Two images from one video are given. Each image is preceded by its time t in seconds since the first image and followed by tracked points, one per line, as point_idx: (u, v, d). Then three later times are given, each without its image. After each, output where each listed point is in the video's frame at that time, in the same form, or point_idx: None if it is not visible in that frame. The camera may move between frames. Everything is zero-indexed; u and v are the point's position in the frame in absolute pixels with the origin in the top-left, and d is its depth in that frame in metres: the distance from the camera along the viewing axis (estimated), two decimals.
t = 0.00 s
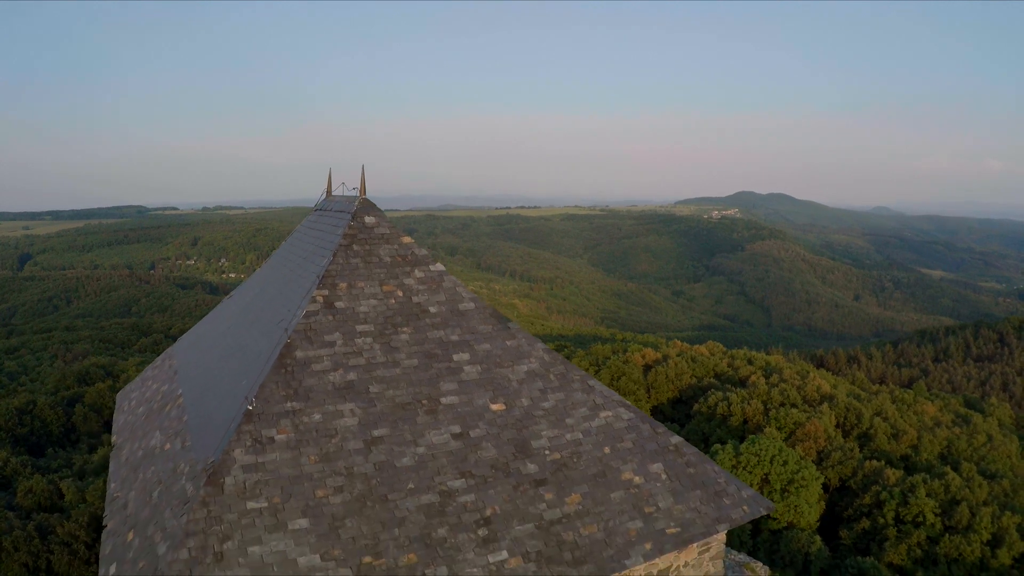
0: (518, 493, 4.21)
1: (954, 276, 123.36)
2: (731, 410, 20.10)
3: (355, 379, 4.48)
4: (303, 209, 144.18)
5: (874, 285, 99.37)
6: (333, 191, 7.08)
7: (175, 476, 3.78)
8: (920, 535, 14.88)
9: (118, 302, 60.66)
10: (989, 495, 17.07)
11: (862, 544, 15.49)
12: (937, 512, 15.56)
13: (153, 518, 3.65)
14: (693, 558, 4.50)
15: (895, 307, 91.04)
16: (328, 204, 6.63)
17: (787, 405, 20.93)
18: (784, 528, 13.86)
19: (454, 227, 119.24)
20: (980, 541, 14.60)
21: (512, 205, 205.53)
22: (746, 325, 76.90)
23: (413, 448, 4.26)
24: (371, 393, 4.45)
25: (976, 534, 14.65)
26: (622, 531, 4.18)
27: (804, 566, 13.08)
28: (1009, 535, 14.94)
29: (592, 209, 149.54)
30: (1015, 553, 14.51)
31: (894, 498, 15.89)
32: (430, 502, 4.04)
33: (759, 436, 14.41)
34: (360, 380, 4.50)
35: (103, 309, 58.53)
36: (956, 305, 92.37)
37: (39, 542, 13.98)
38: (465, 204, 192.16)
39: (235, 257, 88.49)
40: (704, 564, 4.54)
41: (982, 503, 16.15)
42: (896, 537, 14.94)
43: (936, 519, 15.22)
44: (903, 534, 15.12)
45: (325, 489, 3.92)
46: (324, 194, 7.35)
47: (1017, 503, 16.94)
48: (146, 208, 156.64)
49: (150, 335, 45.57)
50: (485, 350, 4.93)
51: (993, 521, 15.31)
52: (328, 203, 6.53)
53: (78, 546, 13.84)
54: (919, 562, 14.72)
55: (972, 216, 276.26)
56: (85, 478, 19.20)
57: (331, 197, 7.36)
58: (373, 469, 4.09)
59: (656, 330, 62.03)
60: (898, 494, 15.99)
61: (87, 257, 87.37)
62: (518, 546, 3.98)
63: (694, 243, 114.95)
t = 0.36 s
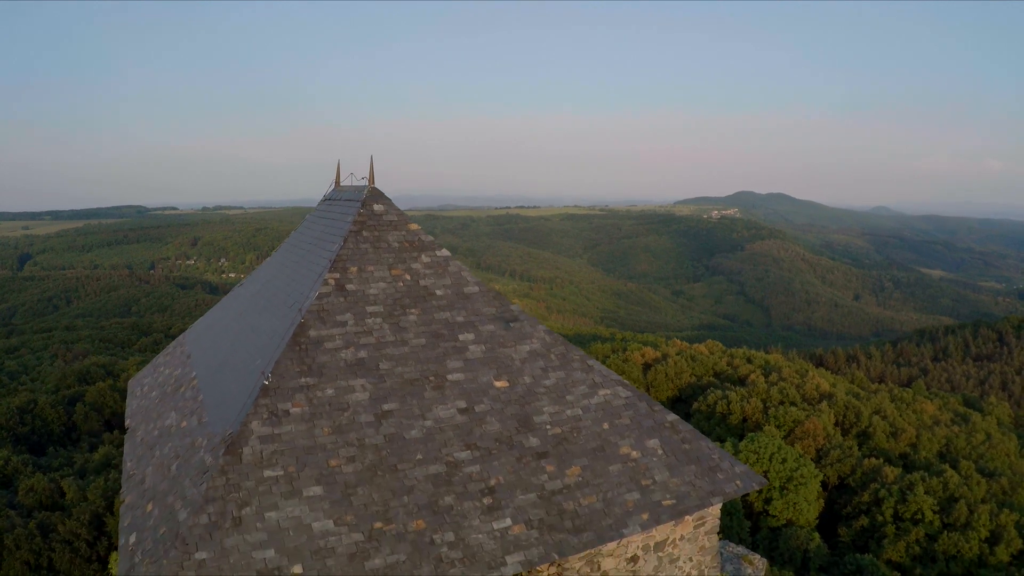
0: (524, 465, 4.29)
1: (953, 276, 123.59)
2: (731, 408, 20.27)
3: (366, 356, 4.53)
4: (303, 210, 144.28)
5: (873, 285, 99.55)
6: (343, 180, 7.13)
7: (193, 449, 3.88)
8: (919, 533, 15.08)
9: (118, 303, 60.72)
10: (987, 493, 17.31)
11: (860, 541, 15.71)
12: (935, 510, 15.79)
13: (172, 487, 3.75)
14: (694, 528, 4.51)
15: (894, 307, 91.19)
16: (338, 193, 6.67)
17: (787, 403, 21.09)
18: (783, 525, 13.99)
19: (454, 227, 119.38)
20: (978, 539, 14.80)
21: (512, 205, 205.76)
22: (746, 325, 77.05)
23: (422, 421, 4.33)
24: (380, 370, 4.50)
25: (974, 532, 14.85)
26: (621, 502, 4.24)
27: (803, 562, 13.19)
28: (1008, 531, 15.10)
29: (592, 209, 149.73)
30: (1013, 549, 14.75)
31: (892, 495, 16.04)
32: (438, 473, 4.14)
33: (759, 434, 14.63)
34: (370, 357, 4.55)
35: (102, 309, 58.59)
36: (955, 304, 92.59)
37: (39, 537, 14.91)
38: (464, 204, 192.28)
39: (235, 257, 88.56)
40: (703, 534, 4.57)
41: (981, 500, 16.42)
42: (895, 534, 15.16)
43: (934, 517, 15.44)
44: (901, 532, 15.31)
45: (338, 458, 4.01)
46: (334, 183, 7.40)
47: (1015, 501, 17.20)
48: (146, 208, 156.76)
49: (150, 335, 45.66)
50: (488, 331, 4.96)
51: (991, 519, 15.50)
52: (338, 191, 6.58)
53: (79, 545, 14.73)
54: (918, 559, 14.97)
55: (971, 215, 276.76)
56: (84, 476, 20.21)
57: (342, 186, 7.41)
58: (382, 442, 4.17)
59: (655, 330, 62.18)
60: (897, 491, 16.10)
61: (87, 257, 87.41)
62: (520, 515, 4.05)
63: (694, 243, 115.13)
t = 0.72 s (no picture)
0: (529, 438, 4.16)
1: (952, 276, 123.89)
2: (731, 407, 20.51)
3: (376, 336, 4.45)
4: (302, 210, 144.36)
5: (873, 285, 99.77)
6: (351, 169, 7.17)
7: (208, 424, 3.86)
8: (917, 530, 15.27)
9: (118, 303, 60.82)
10: (986, 491, 17.52)
11: (859, 539, 15.93)
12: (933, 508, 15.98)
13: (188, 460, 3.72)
14: (689, 504, 4.67)
15: (894, 307, 91.45)
16: (347, 181, 6.70)
17: (785, 401, 21.30)
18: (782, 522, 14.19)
19: (454, 227, 119.61)
20: (977, 536, 14.93)
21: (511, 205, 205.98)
22: (745, 325, 77.24)
23: (428, 396, 4.22)
24: (387, 348, 4.39)
25: (972, 529, 15.00)
26: (625, 476, 4.14)
27: (802, 559, 13.39)
28: (1006, 528, 15.13)
29: (592, 209, 150.00)
30: (1011, 546, 14.74)
31: (891, 493, 16.20)
32: (444, 445, 4.01)
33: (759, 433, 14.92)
34: (380, 336, 4.46)
35: (102, 309, 58.70)
36: (954, 304, 92.85)
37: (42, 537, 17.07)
38: (464, 203, 192.55)
39: (235, 257, 88.71)
40: (696, 508, 4.72)
41: (978, 498, 16.37)
42: (893, 532, 15.36)
43: (932, 515, 15.64)
44: (900, 529, 15.51)
45: (349, 431, 3.92)
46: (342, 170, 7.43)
47: (1014, 498, 17.37)
48: (146, 209, 156.94)
49: (150, 335, 45.77)
50: (490, 313, 4.85)
51: (990, 515, 15.54)
52: (346, 180, 6.61)
53: (78, 543, 17.36)
54: (917, 556, 15.15)
55: (969, 215, 277.51)
56: (84, 474, 22.64)
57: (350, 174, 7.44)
58: (391, 415, 4.06)
59: (655, 330, 62.38)
60: (895, 489, 16.29)
61: (87, 257, 87.53)
62: (522, 485, 3.94)
63: (693, 243, 115.37)
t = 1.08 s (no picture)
0: (532, 414, 4.27)
1: (951, 276, 124.31)
2: (729, 405, 20.59)
3: (383, 317, 4.50)
4: (301, 210, 144.42)
5: (872, 285, 100.07)
6: (357, 162, 7.35)
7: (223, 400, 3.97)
8: (915, 527, 15.29)
9: (118, 303, 60.87)
10: (984, 489, 17.75)
11: (857, 536, 15.89)
12: (931, 505, 16.06)
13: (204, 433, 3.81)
14: (684, 481, 4.86)
15: (893, 307, 91.71)
16: (353, 173, 6.87)
17: (784, 400, 21.46)
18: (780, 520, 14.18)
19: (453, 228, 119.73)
20: (975, 534, 15.01)
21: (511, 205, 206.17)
22: (744, 325, 77.42)
23: (434, 372, 4.30)
24: (395, 328, 4.46)
25: (970, 527, 15.13)
26: (623, 450, 4.30)
27: (800, 557, 13.23)
28: (1003, 526, 15.57)
29: (591, 210, 150.26)
30: (1009, 544, 15.13)
31: (888, 490, 16.38)
32: (450, 420, 4.09)
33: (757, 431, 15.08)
34: (387, 318, 4.52)
35: (102, 309, 58.78)
36: (954, 304, 93.17)
37: (42, 536, 17.52)
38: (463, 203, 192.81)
39: (234, 257, 88.75)
40: (692, 485, 4.90)
41: (976, 496, 16.84)
42: (891, 530, 15.30)
43: (930, 512, 15.74)
44: (898, 527, 15.53)
45: (359, 405, 3.98)
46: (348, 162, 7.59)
47: (1011, 496, 17.60)
48: (146, 209, 156.97)
49: (150, 335, 45.87)
50: (493, 297, 4.95)
51: (987, 514, 15.97)
52: (352, 172, 6.77)
53: (79, 541, 17.67)
54: (914, 553, 15.05)
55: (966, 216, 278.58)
56: (85, 472, 23.05)
57: (355, 167, 7.60)
58: (398, 391, 4.13)
59: (654, 330, 62.57)
60: (893, 487, 16.45)
61: (86, 258, 87.52)
62: (524, 458, 4.04)
63: (693, 243, 115.63)
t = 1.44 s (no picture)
0: (533, 393, 4.46)
1: (950, 276, 124.74)
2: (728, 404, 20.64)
3: (390, 300, 4.68)
4: (300, 210, 144.56)
5: (871, 285, 100.39)
6: (362, 155, 7.51)
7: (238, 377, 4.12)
8: (913, 525, 15.57)
9: (118, 302, 61.04)
10: (981, 487, 18.09)
11: (855, 534, 15.98)
12: (929, 503, 16.37)
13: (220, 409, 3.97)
14: (679, 461, 5.05)
15: (892, 307, 92.09)
16: (359, 165, 7.03)
17: (782, 398, 21.58)
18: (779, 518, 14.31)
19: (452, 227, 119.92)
20: (972, 531, 15.47)
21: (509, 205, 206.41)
22: (743, 325, 77.63)
23: (439, 353, 4.48)
24: (402, 312, 4.64)
25: (968, 524, 15.55)
26: (619, 428, 4.50)
27: (799, 554, 13.41)
28: (1000, 523, 16.07)
29: (590, 210, 150.56)
30: (1006, 541, 15.71)
31: (886, 488, 16.59)
32: (454, 398, 4.27)
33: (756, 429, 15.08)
34: (394, 301, 4.69)
35: (101, 309, 58.90)
36: (953, 305, 93.50)
37: (42, 535, 17.99)
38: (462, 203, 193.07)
39: (233, 257, 88.80)
40: (687, 464, 5.09)
41: (972, 494, 17.14)
42: (889, 527, 15.58)
43: (928, 509, 16.07)
44: (895, 524, 15.78)
45: (368, 382, 4.16)
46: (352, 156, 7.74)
47: (1008, 494, 18.02)
48: (144, 209, 157.13)
49: (150, 335, 46.01)
50: (495, 283, 5.14)
51: (985, 511, 16.42)
52: (359, 164, 6.92)
53: (79, 539, 18.14)
54: (912, 550, 15.34)
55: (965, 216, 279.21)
56: (85, 471, 23.35)
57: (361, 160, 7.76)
58: (405, 370, 4.31)
59: (653, 330, 62.78)
60: (891, 485, 16.65)
61: (85, 258, 87.57)
62: (525, 434, 4.23)
63: (692, 242, 115.89)
